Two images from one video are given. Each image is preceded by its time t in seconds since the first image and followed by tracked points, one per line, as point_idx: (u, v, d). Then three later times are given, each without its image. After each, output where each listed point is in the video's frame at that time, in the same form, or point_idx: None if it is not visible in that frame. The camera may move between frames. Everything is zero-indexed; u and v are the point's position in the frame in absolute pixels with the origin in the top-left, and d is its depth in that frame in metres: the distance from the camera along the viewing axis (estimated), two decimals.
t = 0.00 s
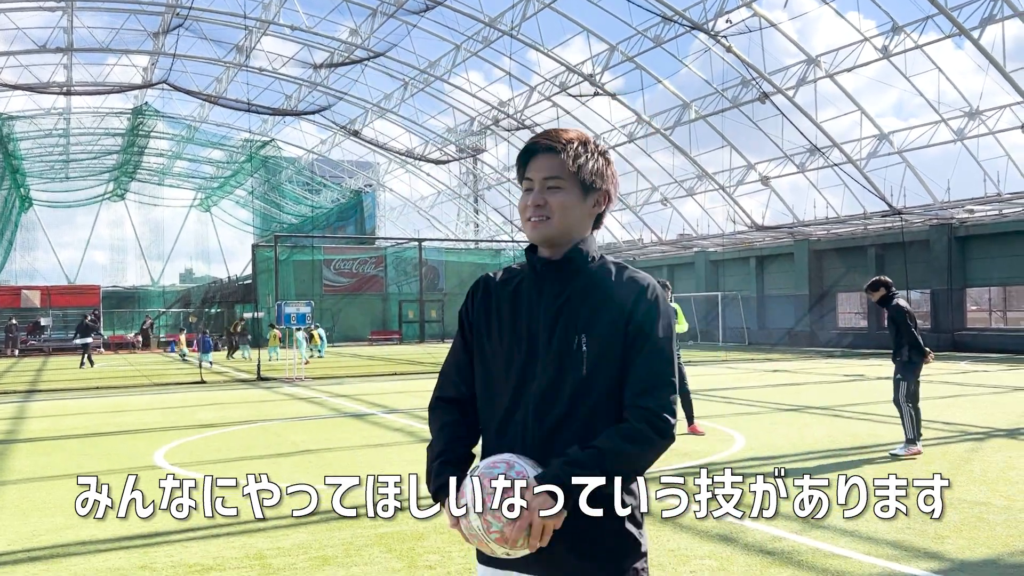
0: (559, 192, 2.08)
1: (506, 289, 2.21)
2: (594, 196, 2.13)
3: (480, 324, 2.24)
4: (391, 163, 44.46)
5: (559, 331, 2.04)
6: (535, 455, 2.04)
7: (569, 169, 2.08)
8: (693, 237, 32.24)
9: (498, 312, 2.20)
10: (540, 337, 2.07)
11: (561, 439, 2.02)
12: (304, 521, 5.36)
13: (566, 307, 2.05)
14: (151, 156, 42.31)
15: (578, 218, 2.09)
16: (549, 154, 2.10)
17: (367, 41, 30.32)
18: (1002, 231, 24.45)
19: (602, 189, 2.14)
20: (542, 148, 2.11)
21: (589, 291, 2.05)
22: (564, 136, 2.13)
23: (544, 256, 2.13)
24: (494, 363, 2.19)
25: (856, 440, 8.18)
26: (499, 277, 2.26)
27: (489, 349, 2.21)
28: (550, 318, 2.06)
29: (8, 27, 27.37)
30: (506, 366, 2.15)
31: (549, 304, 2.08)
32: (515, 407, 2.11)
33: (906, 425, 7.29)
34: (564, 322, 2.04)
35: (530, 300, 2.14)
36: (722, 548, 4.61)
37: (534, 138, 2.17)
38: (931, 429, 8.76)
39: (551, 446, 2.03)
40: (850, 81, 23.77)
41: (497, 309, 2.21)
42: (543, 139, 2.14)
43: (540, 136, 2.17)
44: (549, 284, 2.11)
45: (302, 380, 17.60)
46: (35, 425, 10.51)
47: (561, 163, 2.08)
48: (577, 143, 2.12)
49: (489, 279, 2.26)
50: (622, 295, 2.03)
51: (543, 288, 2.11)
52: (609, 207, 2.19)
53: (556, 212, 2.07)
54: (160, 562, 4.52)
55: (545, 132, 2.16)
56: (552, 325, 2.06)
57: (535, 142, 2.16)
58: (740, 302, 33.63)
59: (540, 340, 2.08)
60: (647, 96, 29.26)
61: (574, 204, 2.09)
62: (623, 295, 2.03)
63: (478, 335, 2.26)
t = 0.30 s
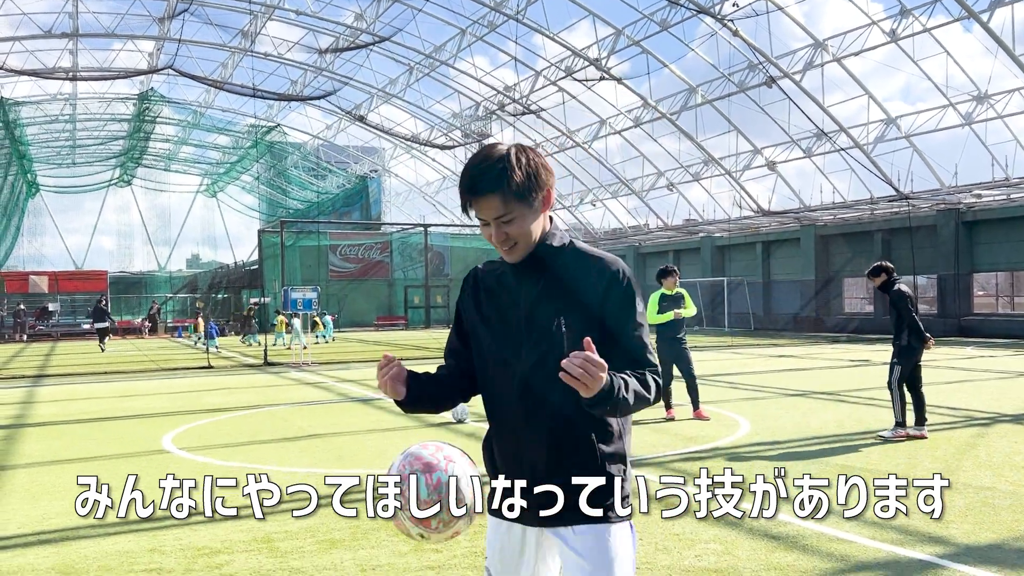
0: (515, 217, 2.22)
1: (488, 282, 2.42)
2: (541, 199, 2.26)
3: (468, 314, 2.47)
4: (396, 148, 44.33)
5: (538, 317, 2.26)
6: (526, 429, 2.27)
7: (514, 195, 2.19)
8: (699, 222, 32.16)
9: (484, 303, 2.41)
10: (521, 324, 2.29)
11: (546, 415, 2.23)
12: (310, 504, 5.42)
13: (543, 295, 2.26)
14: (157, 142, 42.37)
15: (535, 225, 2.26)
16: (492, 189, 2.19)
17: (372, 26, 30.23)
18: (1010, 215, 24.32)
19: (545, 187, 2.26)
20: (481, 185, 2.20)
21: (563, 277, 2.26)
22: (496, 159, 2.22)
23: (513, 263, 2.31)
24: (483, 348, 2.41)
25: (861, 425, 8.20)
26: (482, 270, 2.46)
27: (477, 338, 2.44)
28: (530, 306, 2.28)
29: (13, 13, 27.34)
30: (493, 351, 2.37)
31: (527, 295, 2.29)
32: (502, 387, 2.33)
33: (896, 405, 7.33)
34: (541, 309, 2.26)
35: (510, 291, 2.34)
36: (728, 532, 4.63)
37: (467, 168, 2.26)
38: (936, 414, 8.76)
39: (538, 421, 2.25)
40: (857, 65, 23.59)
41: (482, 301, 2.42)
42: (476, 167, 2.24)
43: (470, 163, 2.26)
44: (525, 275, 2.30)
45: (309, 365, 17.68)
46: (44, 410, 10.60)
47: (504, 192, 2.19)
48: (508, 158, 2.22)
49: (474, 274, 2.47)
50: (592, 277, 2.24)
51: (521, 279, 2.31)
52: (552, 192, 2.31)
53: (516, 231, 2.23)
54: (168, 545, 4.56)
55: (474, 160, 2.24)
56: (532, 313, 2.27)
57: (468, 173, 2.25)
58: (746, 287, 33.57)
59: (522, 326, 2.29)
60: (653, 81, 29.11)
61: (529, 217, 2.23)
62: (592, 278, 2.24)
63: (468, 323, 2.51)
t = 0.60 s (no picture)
0: (531, 219, 2.23)
1: (510, 269, 2.45)
2: (555, 197, 2.25)
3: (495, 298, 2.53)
4: (405, 133, 44.23)
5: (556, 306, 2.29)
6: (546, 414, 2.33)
7: (527, 199, 2.19)
8: (708, 207, 32.03)
9: (507, 289, 2.46)
10: (541, 314, 2.33)
11: (564, 401, 2.28)
12: (319, 485, 5.47)
13: (560, 285, 2.29)
14: (166, 126, 42.45)
15: (551, 222, 2.27)
16: (506, 195, 2.19)
17: (381, 10, 30.11)
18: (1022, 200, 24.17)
19: (559, 184, 2.25)
20: (495, 191, 2.21)
21: (581, 267, 2.27)
22: (509, 162, 2.22)
23: (532, 256, 2.34)
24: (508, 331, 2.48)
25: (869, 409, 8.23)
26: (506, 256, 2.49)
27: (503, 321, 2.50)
28: (549, 297, 2.30)
29: None
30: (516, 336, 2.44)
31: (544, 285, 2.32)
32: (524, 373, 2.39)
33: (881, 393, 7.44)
34: (557, 299, 2.29)
35: (529, 280, 2.37)
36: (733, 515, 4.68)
37: (481, 171, 2.26)
38: (944, 399, 8.75)
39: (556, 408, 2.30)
40: (869, 48, 23.37)
41: (505, 288, 2.47)
42: (490, 171, 2.24)
43: (485, 166, 2.26)
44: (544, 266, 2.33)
45: (318, 348, 17.77)
46: (57, 392, 10.74)
47: (517, 197, 2.19)
48: (521, 161, 2.21)
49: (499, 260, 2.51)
50: (610, 267, 2.26)
51: (539, 269, 2.34)
52: (567, 185, 2.29)
53: (533, 230, 2.25)
54: (180, 525, 4.62)
55: (488, 164, 2.24)
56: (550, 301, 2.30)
57: (483, 177, 2.25)
58: (756, 272, 33.47)
59: (541, 314, 2.33)
60: (663, 64, 28.95)
61: (545, 217, 2.24)
62: (610, 268, 2.25)
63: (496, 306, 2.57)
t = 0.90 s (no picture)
0: (564, 218, 2.29)
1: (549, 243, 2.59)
2: (585, 193, 2.28)
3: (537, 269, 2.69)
4: (419, 114, 44.11)
5: (582, 283, 2.41)
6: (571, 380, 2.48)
7: (560, 202, 2.24)
8: (723, 189, 31.85)
9: (544, 261, 2.61)
10: (572, 293, 2.44)
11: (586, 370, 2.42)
12: (334, 465, 5.54)
13: (586, 264, 2.40)
14: (181, 108, 42.58)
15: (582, 216, 2.33)
16: (539, 199, 2.23)
17: None
18: None
19: (589, 181, 2.28)
20: (525, 194, 2.24)
21: (606, 250, 2.37)
22: (540, 165, 2.24)
23: (566, 241, 2.43)
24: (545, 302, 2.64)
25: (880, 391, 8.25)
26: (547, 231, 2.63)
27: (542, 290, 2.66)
28: (577, 275, 2.42)
29: None
30: (552, 307, 2.58)
31: (573, 262, 2.44)
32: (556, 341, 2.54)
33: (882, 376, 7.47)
34: (582, 277, 2.41)
35: (562, 256, 2.50)
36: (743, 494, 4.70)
37: (514, 170, 2.29)
38: (958, 383, 8.72)
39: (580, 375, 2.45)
40: (886, 29, 23.06)
41: (543, 262, 2.62)
42: (522, 171, 2.27)
43: (517, 167, 2.29)
44: (575, 247, 2.44)
45: (333, 330, 17.88)
46: (75, 372, 10.89)
47: (549, 201, 2.23)
48: (551, 164, 2.23)
49: (540, 234, 2.64)
50: (632, 252, 2.32)
51: (570, 248, 2.45)
52: (597, 179, 2.32)
53: (566, 225, 2.32)
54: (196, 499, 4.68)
55: (520, 164, 2.28)
56: (576, 278, 2.42)
57: (515, 178, 2.28)
58: (771, 254, 33.27)
59: (570, 289, 2.46)
60: (678, 45, 28.69)
61: (577, 214, 2.30)
62: (632, 254, 2.32)
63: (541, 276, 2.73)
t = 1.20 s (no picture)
0: (556, 188, 2.38)
1: (537, 219, 2.69)
2: (572, 165, 2.39)
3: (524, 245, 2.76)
4: (439, 90, 43.90)
5: (577, 250, 2.51)
6: (567, 346, 2.56)
7: (550, 174, 2.33)
8: (744, 166, 31.59)
9: (533, 236, 2.69)
10: (565, 260, 2.54)
11: (583, 334, 2.52)
12: (354, 434, 5.66)
13: (578, 232, 2.51)
14: (203, 83, 42.73)
15: (572, 188, 2.44)
16: (530, 172, 2.32)
17: None
18: None
19: (576, 154, 2.39)
20: (519, 170, 2.33)
21: (595, 219, 2.49)
22: (530, 141, 2.33)
23: (556, 214, 2.54)
24: (535, 275, 2.71)
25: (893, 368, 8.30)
26: (533, 209, 2.73)
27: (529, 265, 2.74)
28: (569, 244, 2.53)
29: None
30: (542, 280, 2.66)
31: (565, 231, 2.54)
32: (549, 311, 2.62)
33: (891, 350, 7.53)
34: (575, 246, 2.51)
35: (552, 228, 2.59)
36: (757, 467, 4.76)
37: (506, 148, 2.38)
38: (973, 360, 8.74)
39: (577, 338, 2.53)
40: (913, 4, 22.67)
41: (532, 237, 2.70)
42: (514, 149, 2.36)
43: (508, 146, 2.38)
44: (564, 219, 2.55)
45: (352, 305, 18.01)
46: (102, 343, 11.11)
47: (540, 174, 2.33)
48: (540, 141, 2.33)
49: (526, 212, 2.73)
50: (621, 219, 2.47)
51: (560, 220, 2.56)
52: (583, 152, 2.43)
53: (557, 198, 2.43)
54: (220, 465, 4.79)
55: (512, 142, 2.37)
56: (570, 247, 2.53)
57: (508, 155, 2.37)
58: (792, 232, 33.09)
59: (563, 258, 2.55)
60: (700, 20, 28.36)
61: (566, 186, 2.40)
62: (623, 220, 2.46)
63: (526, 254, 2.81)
